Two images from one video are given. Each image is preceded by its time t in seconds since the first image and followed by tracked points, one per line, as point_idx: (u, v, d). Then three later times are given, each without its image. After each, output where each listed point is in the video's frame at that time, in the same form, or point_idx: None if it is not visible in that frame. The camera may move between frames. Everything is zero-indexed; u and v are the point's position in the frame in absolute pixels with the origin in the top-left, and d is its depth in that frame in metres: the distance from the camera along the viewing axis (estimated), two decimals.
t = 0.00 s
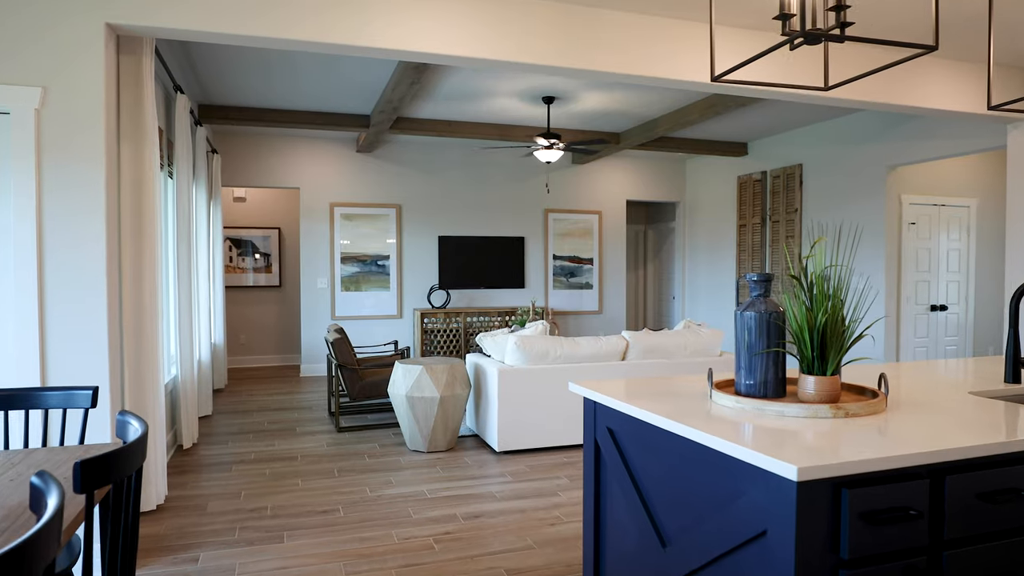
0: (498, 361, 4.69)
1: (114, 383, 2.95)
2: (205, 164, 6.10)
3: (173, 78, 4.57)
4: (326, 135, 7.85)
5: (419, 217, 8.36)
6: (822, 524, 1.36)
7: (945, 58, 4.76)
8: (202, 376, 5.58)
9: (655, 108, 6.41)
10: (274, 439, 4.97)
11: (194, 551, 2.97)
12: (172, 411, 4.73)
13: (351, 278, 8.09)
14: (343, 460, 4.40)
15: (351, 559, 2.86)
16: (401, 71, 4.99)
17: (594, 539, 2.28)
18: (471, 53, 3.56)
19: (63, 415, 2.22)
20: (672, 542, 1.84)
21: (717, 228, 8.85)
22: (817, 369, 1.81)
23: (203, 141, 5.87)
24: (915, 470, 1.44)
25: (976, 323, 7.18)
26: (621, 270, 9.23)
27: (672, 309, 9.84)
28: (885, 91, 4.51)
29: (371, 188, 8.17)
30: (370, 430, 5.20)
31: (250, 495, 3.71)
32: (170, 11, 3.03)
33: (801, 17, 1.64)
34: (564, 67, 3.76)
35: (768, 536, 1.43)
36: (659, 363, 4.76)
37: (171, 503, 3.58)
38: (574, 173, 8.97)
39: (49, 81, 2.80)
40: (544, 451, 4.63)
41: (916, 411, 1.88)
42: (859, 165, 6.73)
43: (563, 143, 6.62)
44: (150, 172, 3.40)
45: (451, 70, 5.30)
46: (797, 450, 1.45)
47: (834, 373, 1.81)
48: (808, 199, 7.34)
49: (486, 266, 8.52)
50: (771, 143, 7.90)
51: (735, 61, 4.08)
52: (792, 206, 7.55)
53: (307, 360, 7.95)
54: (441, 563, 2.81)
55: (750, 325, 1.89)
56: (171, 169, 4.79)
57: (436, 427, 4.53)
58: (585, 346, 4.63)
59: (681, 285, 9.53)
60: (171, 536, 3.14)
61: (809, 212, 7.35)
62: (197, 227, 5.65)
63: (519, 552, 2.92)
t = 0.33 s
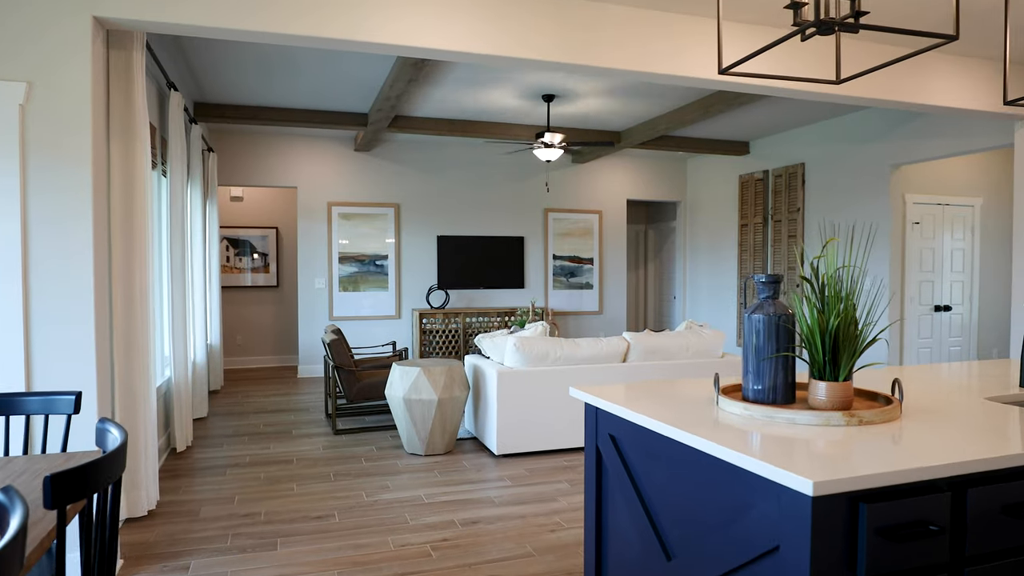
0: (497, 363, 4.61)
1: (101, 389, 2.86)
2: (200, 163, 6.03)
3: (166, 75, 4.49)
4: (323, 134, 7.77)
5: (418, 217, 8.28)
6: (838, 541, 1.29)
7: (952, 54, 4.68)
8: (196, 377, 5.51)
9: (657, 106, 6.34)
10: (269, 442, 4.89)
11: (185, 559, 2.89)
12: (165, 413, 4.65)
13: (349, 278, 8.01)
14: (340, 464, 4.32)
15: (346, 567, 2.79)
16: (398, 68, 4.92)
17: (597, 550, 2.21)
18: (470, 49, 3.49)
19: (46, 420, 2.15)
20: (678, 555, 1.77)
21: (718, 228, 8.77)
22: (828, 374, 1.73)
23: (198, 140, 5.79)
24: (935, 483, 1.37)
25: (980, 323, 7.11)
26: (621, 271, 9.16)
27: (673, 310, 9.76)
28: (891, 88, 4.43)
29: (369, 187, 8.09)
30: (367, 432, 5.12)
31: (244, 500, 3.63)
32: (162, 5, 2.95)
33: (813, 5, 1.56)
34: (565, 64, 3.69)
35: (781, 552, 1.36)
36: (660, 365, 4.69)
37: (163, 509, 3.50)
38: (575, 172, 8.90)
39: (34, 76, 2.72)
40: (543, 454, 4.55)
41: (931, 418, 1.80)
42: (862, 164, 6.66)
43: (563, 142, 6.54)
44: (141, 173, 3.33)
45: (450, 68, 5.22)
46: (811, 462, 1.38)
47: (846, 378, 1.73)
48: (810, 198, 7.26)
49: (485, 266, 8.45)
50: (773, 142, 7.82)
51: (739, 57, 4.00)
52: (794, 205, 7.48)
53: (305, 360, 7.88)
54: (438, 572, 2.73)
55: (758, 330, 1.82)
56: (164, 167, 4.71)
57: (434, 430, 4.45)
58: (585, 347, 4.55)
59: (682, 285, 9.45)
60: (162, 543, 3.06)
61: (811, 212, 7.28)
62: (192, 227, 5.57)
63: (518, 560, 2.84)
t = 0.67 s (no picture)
0: (496, 364, 4.54)
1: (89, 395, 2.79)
2: (196, 161, 5.96)
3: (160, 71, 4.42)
4: (321, 133, 7.70)
5: (417, 216, 8.21)
6: (855, 557, 1.22)
7: (959, 50, 4.60)
8: (192, 379, 5.43)
9: (658, 104, 6.26)
10: (265, 445, 4.82)
11: (176, 567, 2.82)
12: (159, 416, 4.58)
13: (348, 278, 7.94)
14: (337, 467, 4.25)
15: None
16: (396, 64, 4.84)
17: (599, 560, 2.14)
18: (469, 43, 3.41)
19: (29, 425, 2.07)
20: (684, 569, 1.70)
21: (720, 227, 8.70)
22: (840, 380, 1.66)
23: (194, 138, 5.71)
24: (955, 496, 1.30)
25: (985, 323, 7.04)
26: (622, 270, 9.08)
27: (674, 310, 9.68)
28: (897, 85, 4.36)
29: (368, 186, 8.02)
30: (364, 435, 5.05)
31: (239, 505, 3.56)
32: None
33: None
34: (566, 59, 3.61)
35: (794, 569, 1.29)
36: (662, 367, 4.62)
37: (155, 514, 3.42)
38: (575, 172, 8.82)
39: (19, 71, 2.65)
40: (543, 457, 4.48)
41: (947, 425, 1.73)
42: (866, 162, 6.58)
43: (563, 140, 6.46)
44: (132, 173, 3.26)
45: (449, 65, 5.14)
46: (827, 473, 1.31)
47: (860, 384, 1.65)
48: (814, 197, 7.19)
49: (485, 266, 8.38)
50: (776, 141, 7.74)
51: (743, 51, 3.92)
52: (797, 204, 7.40)
53: (302, 361, 7.80)
54: None
55: (766, 333, 1.76)
56: (158, 166, 4.63)
57: (432, 433, 4.37)
58: (585, 349, 4.48)
59: (683, 285, 9.38)
60: (153, 550, 2.99)
61: (814, 211, 7.21)
62: (188, 227, 5.49)
63: (517, 568, 2.77)
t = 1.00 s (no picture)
0: (496, 366, 4.47)
1: (77, 402, 2.72)
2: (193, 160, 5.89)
3: (154, 68, 4.35)
4: (320, 131, 7.63)
5: (416, 216, 8.14)
6: None
7: (967, 46, 4.52)
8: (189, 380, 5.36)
9: (660, 102, 6.19)
10: (262, 447, 4.75)
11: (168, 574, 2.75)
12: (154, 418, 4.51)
13: (347, 278, 7.87)
14: (334, 470, 4.18)
15: None
16: (395, 62, 4.77)
17: (600, 569, 2.07)
18: (469, 39, 3.35)
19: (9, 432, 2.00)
20: None
21: (722, 227, 8.63)
22: (854, 385, 1.59)
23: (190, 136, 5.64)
24: (979, 510, 1.23)
25: (991, 324, 6.96)
26: (623, 270, 9.00)
27: (675, 311, 9.61)
28: (903, 81, 4.29)
29: (367, 185, 7.95)
30: (363, 437, 4.98)
31: (233, 510, 3.49)
32: None
33: None
34: (568, 55, 3.54)
35: None
36: (665, 368, 4.55)
37: (148, 519, 3.36)
38: (576, 171, 8.75)
39: (5, 68, 2.59)
40: (543, 460, 4.41)
41: (966, 432, 1.65)
42: (871, 161, 6.51)
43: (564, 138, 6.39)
44: (123, 175, 3.19)
45: (448, 62, 5.07)
46: (844, 486, 1.24)
47: (875, 390, 1.58)
48: (817, 196, 7.12)
49: (485, 265, 8.31)
50: (778, 139, 7.67)
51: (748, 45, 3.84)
52: (800, 204, 7.33)
53: (300, 362, 7.73)
54: None
55: (776, 337, 1.69)
56: (152, 164, 4.56)
57: (431, 436, 4.31)
58: (586, 350, 4.41)
59: (684, 285, 9.31)
60: (145, 557, 2.92)
61: (818, 210, 7.13)
62: (184, 226, 5.42)
63: None
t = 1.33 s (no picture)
0: (496, 367, 4.41)
1: (65, 406, 2.64)
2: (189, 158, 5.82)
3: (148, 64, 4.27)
4: (319, 129, 7.56)
5: (415, 216, 8.06)
6: None
7: (976, 42, 4.45)
8: (185, 381, 5.29)
9: (662, 100, 6.12)
10: (258, 450, 4.68)
11: None
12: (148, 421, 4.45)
13: (346, 278, 7.80)
14: (331, 474, 4.10)
15: None
16: (393, 58, 4.69)
17: None
18: (468, 33, 3.27)
19: None
20: None
21: (724, 226, 8.55)
22: (870, 391, 1.51)
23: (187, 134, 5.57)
24: (1008, 527, 1.17)
25: (996, 325, 6.88)
26: (623, 271, 8.93)
27: (676, 311, 9.54)
28: (911, 78, 4.21)
29: (366, 184, 7.88)
30: (360, 440, 4.91)
31: (227, 515, 3.42)
32: None
33: None
34: (569, 50, 3.47)
35: None
36: (667, 370, 4.48)
37: (140, 524, 3.28)
38: (577, 170, 8.68)
39: None
40: (544, 463, 4.33)
41: (987, 439, 1.58)
42: (875, 160, 6.44)
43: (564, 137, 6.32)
44: (114, 174, 3.12)
45: (447, 58, 4.99)
46: (866, 501, 1.16)
47: (892, 396, 1.51)
48: (820, 195, 7.05)
49: (484, 265, 8.24)
50: (781, 138, 7.60)
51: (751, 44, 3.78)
52: (803, 203, 7.26)
53: (298, 363, 7.66)
54: None
55: (788, 340, 1.62)
56: (146, 162, 4.49)
57: (430, 439, 4.23)
58: (587, 351, 4.33)
59: (686, 285, 9.24)
60: (136, 564, 2.85)
61: (820, 210, 7.06)
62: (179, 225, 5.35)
63: None
